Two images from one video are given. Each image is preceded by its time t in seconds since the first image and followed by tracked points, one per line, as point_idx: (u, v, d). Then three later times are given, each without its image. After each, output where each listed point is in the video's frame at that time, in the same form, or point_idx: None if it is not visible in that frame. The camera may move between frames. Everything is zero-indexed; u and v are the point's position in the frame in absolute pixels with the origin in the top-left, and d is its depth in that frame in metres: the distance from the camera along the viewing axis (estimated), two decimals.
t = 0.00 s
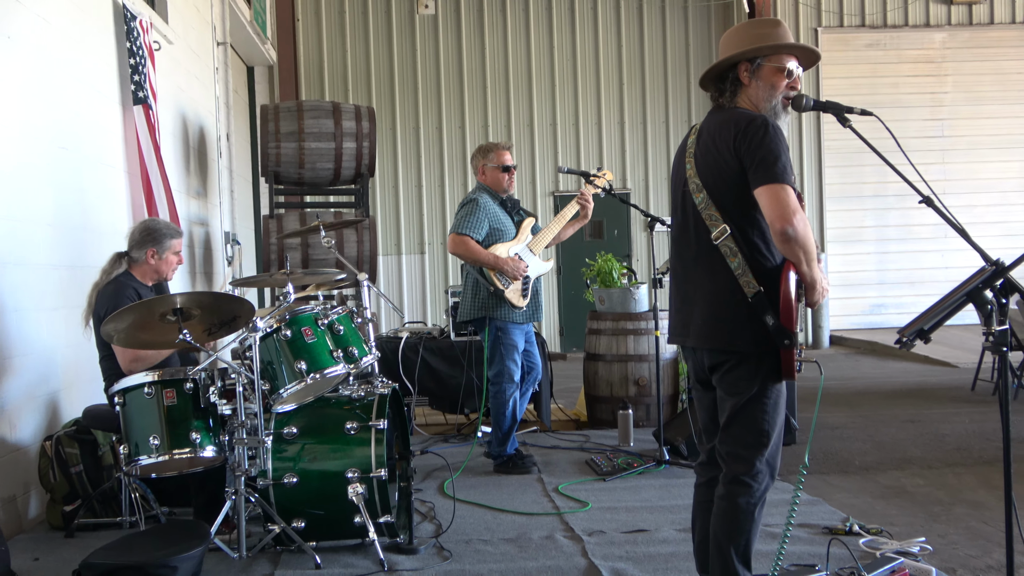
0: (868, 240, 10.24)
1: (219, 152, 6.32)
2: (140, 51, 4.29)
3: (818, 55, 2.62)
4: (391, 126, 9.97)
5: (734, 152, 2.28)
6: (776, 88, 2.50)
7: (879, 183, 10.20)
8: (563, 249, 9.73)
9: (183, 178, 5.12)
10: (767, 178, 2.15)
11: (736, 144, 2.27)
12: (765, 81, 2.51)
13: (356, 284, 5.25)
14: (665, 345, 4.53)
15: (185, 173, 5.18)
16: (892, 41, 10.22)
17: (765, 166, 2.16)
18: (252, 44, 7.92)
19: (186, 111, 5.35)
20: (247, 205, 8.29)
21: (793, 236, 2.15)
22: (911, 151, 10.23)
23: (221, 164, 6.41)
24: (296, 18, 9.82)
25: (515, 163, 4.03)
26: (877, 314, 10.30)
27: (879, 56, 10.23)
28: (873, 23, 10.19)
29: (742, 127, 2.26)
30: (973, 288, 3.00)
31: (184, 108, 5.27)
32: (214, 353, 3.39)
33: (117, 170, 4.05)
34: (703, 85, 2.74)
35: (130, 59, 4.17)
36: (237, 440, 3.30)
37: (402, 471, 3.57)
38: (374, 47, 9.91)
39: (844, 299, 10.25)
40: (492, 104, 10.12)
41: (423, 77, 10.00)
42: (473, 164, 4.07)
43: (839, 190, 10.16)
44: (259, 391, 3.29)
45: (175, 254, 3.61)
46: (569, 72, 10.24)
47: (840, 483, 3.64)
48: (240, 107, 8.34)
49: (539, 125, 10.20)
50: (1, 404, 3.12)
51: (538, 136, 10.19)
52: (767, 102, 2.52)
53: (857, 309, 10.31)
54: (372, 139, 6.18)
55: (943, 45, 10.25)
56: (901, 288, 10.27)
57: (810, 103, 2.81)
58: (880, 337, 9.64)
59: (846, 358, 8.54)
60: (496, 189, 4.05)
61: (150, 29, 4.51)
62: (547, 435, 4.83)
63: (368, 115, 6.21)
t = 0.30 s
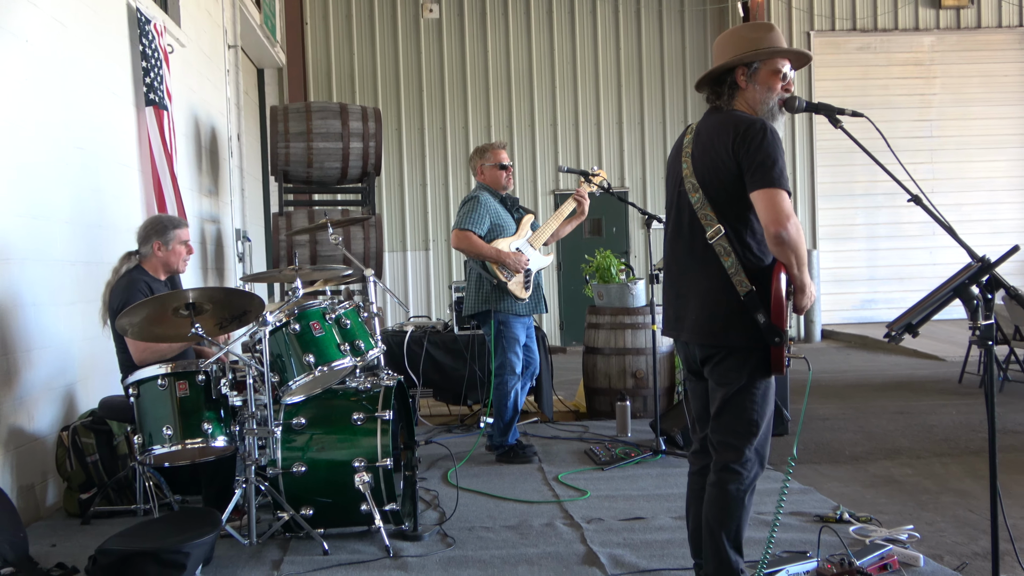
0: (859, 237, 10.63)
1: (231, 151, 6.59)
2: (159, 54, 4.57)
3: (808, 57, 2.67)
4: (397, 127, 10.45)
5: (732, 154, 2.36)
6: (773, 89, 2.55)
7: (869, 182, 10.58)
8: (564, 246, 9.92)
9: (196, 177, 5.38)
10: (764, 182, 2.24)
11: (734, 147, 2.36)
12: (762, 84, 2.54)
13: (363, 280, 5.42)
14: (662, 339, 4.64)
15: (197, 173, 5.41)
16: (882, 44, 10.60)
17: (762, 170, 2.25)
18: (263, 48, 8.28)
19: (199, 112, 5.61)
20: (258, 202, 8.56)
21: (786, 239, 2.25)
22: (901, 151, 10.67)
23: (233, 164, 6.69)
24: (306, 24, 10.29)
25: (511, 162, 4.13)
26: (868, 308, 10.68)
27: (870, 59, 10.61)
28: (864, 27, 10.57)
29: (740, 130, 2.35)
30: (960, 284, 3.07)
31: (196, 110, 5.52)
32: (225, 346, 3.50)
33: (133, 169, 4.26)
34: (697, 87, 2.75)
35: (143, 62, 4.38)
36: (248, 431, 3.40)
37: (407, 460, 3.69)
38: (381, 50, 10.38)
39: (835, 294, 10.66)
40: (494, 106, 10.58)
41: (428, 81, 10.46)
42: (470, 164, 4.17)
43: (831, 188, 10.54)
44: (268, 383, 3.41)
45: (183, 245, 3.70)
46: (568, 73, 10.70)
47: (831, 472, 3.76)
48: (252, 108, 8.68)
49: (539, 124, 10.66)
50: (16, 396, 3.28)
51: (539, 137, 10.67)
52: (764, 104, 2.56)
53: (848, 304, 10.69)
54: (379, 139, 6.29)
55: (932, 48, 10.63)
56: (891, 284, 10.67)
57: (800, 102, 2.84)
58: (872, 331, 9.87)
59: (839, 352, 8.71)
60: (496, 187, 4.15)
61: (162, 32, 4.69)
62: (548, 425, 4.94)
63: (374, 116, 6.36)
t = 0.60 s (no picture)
0: (848, 234, 11.00)
1: (238, 153, 6.76)
2: (166, 59, 4.85)
3: (795, 60, 2.77)
4: (400, 130, 10.71)
5: (723, 158, 2.46)
6: (761, 91, 2.64)
7: (857, 180, 10.96)
8: (562, 244, 10.18)
9: (203, 178, 5.56)
10: (754, 186, 2.35)
11: (725, 150, 2.46)
12: (751, 87, 2.64)
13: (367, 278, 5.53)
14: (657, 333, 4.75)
15: (205, 174, 5.60)
16: (869, 46, 10.95)
17: (753, 175, 2.36)
18: (269, 52, 8.50)
19: (206, 115, 5.80)
20: (265, 203, 8.75)
21: (776, 240, 2.36)
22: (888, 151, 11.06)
23: (240, 165, 6.85)
24: (311, 31, 10.54)
25: (512, 165, 4.24)
26: (856, 303, 11.05)
27: (858, 62, 10.99)
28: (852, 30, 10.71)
29: (731, 135, 2.44)
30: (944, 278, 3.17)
31: (205, 113, 5.75)
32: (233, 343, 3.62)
33: (141, 170, 4.50)
34: (689, 88, 2.84)
35: (149, 67, 4.64)
36: (256, 423, 3.51)
37: (410, 452, 3.80)
38: (383, 55, 10.62)
39: (825, 290, 11.04)
40: (494, 108, 10.83)
41: (429, 85, 10.71)
42: (472, 165, 4.29)
43: (820, 187, 10.91)
44: (276, 378, 3.52)
45: (189, 249, 3.80)
46: (566, 76, 10.96)
47: (819, 461, 3.89)
48: (258, 111, 8.91)
49: (538, 125, 10.91)
50: (31, 391, 3.43)
51: (538, 139, 10.92)
52: (752, 107, 2.66)
53: (837, 299, 11.06)
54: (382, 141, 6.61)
55: (918, 50, 10.97)
56: (879, 279, 11.03)
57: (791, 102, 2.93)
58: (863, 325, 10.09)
59: (830, 346, 8.88)
60: (495, 188, 4.26)
61: (172, 38, 5.00)
62: (546, 417, 5.05)
63: (377, 118, 6.64)
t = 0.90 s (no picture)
0: (837, 231, 11.57)
1: (248, 156, 7.00)
2: (178, 65, 5.04)
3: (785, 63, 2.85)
4: (403, 133, 11.17)
5: (708, 159, 2.59)
6: (751, 95, 2.73)
7: (846, 180, 11.54)
8: (560, 239, 10.40)
9: (216, 179, 5.83)
10: (735, 186, 2.46)
11: (710, 152, 2.58)
12: (741, 91, 2.73)
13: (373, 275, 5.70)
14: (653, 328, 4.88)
15: (217, 176, 5.89)
16: (857, 50, 11.66)
17: (735, 174, 2.47)
18: (278, 59, 8.84)
19: (218, 120, 6.04)
20: (275, 203, 9.05)
21: (757, 238, 2.46)
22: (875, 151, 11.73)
23: (250, 167, 7.09)
24: (318, 38, 10.97)
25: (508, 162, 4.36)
26: (846, 297, 11.66)
27: (846, 64, 11.68)
28: (841, 34, 11.16)
29: (715, 137, 2.56)
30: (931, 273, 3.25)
31: (215, 117, 5.95)
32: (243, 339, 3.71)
33: (153, 173, 4.67)
34: (681, 89, 2.94)
35: (160, 73, 4.81)
36: (265, 417, 3.62)
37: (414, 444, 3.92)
38: (388, 62, 11.11)
39: (816, 285, 11.64)
40: (495, 112, 11.31)
41: (432, 90, 11.18)
42: (469, 166, 4.43)
43: (811, 185, 11.48)
44: (283, 372, 3.62)
45: (203, 248, 3.92)
46: (563, 79, 11.41)
47: (810, 452, 4.02)
48: (268, 116, 9.26)
49: (536, 127, 11.39)
50: (48, 386, 3.56)
51: (536, 142, 11.39)
52: (741, 110, 2.75)
53: (828, 294, 11.67)
54: (385, 143, 6.76)
55: (905, 52, 11.69)
56: (867, 275, 11.63)
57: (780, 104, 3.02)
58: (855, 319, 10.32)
59: (823, 340, 9.06)
60: (494, 186, 4.37)
61: (182, 45, 5.16)
62: (546, 410, 5.17)
63: (381, 121, 6.79)
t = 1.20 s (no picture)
0: (826, 229, 11.80)
1: (256, 161, 7.13)
2: (184, 72, 5.15)
3: (774, 67, 2.93)
4: (405, 136, 11.33)
5: (691, 159, 2.71)
6: (739, 97, 2.82)
7: (835, 179, 11.78)
8: (557, 237, 10.59)
9: (224, 183, 5.97)
10: (716, 184, 2.57)
11: (693, 153, 2.70)
12: (730, 92, 2.82)
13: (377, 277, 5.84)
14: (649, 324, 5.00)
15: (225, 179, 6.03)
16: (845, 54, 11.80)
17: (716, 173, 2.58)
18: (282, 65, 9.00)
19: (226, 126, 6.18)
20: (281, 205, 9.18)
21: (737, 235, 2.57)
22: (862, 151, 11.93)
23: (257, 171, 7.22)
24: (321, 44, 11.13)
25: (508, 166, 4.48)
26: (835, 294, 11.89)
27: (834, 68, 11.85)
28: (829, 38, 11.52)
29: (698, 138, 2.68)
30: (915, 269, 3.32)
31: (223, 124, 6.09)
32: (251, 338, 3.83)
33: (161, 177, 4.80)
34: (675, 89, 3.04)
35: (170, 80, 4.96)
36: (272, 413, 3.73)
37: (417, 438, 4.05)
38: (390, 67, 11.27)
39: (806, 282, 11.84)
40: (494, 115, 11.47)
41: (432, 93, 11.34)
42: (470, 169, 4.54)
43: (799, 185, 11.70)
44: (290, 370, 3.73)
45: (213, 249, 4.04)
46: (560, 83, 11.60)
47: (800, 444, 4.16)
48: (274, 121, 9.41)
49: (535, 131, 11.55)
50: (64, 383, 3.69)
51: (534, 144, 11.55)
52: (731, 111, 2.84)
53: (818, 291, 11.88)
54: (389, 147, 6.87)
55: (890, 57, 11.85)
56: (856, 271, 11.87)
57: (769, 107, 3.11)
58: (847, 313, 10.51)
59: (815, 335, 9.23)
60: (494, 188, 4.49)
61: (189, 53, 5.29)
62: (545, 404, 5.29)
63: (385, 127, 6.90)
